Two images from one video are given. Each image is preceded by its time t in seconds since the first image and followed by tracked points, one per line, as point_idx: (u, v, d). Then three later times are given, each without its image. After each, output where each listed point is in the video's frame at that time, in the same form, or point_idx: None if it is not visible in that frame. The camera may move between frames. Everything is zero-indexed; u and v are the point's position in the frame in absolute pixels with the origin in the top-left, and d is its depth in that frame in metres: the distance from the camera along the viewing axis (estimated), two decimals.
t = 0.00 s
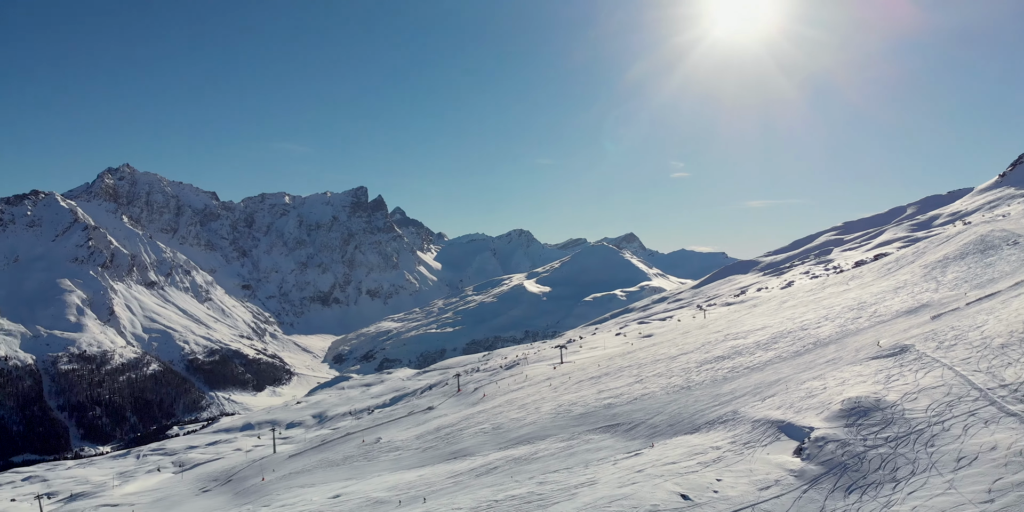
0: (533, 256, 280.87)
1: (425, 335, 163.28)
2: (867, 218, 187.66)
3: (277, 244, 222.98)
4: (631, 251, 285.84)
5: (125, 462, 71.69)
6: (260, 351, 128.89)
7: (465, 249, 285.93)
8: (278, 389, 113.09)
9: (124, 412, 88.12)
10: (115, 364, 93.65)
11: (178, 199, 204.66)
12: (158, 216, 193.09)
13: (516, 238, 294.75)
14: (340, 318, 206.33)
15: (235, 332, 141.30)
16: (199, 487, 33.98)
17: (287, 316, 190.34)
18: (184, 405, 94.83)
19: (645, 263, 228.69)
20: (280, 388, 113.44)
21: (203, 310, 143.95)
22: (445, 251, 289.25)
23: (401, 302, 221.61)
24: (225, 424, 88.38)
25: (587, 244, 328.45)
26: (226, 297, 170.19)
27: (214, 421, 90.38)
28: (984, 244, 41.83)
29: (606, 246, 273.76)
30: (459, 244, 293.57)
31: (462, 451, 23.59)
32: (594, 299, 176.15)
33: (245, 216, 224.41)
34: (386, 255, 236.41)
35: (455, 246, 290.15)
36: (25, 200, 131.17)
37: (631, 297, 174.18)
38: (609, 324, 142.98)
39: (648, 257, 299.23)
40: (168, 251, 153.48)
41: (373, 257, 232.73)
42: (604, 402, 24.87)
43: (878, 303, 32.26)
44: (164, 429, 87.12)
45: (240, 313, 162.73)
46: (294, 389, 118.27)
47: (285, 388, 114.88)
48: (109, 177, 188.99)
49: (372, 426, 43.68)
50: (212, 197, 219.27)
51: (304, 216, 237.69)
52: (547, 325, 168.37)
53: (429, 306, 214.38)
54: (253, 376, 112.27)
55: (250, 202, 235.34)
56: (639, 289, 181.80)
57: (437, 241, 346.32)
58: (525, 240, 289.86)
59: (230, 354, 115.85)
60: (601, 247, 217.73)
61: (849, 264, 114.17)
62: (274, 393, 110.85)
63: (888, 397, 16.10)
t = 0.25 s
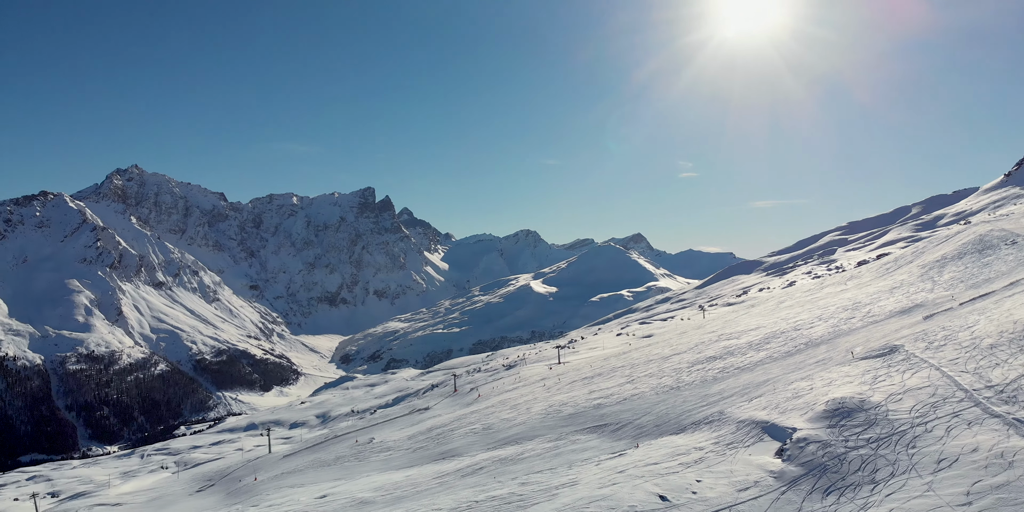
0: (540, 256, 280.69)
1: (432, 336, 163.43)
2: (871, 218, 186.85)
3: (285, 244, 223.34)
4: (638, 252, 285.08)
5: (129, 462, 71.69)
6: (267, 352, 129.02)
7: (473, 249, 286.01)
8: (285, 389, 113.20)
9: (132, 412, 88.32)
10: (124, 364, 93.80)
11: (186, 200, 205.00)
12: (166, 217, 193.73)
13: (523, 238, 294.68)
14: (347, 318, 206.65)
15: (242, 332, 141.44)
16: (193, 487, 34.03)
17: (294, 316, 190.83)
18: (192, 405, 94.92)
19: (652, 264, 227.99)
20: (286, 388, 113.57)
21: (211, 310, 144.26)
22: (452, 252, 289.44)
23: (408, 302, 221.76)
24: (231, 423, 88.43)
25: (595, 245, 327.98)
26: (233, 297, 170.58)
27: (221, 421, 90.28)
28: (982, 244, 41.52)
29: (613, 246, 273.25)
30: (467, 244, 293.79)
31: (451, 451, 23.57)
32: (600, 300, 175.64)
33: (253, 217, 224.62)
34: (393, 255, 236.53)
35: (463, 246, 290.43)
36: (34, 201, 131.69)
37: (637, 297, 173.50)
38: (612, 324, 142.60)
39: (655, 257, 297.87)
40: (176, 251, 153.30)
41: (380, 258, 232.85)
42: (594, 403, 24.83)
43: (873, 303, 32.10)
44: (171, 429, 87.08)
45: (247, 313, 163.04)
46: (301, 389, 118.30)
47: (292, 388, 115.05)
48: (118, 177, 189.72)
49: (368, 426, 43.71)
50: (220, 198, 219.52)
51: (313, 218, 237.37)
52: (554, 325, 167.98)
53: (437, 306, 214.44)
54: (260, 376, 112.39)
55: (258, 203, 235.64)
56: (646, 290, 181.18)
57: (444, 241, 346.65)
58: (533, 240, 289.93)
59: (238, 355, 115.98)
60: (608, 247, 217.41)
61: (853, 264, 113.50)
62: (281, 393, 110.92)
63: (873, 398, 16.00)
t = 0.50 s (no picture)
0: (548, 256, 280.30)
1: (438, 336, 163.51)
2: (875, 218, 185.87)
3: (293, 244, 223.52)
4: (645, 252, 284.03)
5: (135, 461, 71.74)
6: (274, 351, 129.23)
7: (480, 250, 285.88)
8: (291, 388, 113.42)
9: (139, 412, 88.52)
10: (132, 363, 94.09)
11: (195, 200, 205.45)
12: (175, 217, 194.12)
13: (530, 238, 294.40)
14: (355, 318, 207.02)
15: (250, 332, 141.67)
16: (187, 487, 34.10)
17: (302, 316, 191.30)
18: (199, 404, 95.03)
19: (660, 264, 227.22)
20: (293, 388, 113.77)
21: (219, 310, 144.64)
22: (460, 252, 289.52)
23: (415, 302, 221.92)
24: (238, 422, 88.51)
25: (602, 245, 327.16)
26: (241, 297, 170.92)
27: (228, 420, 90.19)
28: (980, 244, 41.11)
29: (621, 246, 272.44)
30: (474, 244, 293.76)
31: (439, 451, 23.58)
32: (607, 300, 175.03)
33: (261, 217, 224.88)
34: (400, 255, 236.83)
35: (471, 246, 290.50)
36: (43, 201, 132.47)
37: (644, 297, 172.81)
38: (614, 324, 142.00)
39: (662, 257, 296.76)
40: (183, 250, 153.40)
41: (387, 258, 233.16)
42: (583, 403, 24.78)
43: (866, 303, 31.90)
44: (178, 429, 87.06)
45: (255, 313, 163.37)
46: (309, 389, 118.41)
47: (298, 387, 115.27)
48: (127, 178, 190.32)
49: (364, 426, 43.74)
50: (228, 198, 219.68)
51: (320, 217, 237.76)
52: (561, 325, 167.53)
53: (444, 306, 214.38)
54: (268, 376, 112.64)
55: (266, 203, 236.13)
56: (654, 290, 180.54)
57: (451, 241, 346.67)
58: (540, 240, 289.70)
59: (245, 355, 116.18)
60: (616, 247, 216.89)
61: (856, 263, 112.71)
62: (288, 393, 111.06)
63: (857, 398, 15.90)
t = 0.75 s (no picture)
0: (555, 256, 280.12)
1: (445, 336, 163.78)
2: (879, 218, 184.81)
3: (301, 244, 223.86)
4: (652, 251, 283.30)
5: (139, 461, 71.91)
6: (281, 351, 129.52)
7: (488, 250, 286.02)
8: (298, 388, 113.73)
9: (147, 411, 88.78)
10: (140, 363, 94.53)
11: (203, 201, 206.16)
12: (183, 217, 194.64)
13: (537, 239, 294.37)
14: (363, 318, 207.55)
15: (257, 332, 142.08)
16: (180, 486, 34.29)
17: (310, 316, 191.89)
18: (207, 404, 95.27)
19: (667, 264, 226.57)
20: (301, 388, 114.07)
21: (227, 310, 145.15)
22: (468, 252, 289.84)
23: (422, 302, 222.19)
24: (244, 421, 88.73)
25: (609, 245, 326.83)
26: (249, 296, 171.46)
27: (235, 419, 90.19)
28: (980, 243, 40.77)
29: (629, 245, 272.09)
30: (482, 245, 293.99)
31: (428, 452, 23.57)
32: (614, 300, 174.62)
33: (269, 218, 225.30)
34: (408, 256, 237.25)
35: (478, 246, 290.75)
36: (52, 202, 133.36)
37: (651, 296, 172.25)
38: (616, 324, 141.61)
39: (670, 257, 295.83)
40: (191, 251, 154.02)
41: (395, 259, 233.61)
42: (572, 403, 24.74)
43: (860, 303, 31.66)
44: (185, 428, 87.10)
45: (263, 313, 163.88)
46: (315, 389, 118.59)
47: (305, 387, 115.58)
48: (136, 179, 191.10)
49: (359, 426, 43.81)
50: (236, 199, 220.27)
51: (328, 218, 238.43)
52: (569, 325, 167.25)
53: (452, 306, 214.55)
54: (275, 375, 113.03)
55: (274, 204, 236.77)
56: (661, 290, 180.08)
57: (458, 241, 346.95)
58: (547, 240, 289.73)
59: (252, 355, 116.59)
60: (622, 247, 216.64)
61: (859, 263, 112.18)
62: (295, 393, 111.29)
63: (842, 399, 15.79)
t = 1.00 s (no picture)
0: (562, 256, 279.74)
1: (451, 336, 163.89)
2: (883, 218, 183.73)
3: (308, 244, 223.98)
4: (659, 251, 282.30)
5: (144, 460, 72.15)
6: (289, 351, 129.73)
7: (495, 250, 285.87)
8: (305, 388, 113.91)
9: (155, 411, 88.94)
10: (147, 363, 94.83)
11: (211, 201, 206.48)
12: (191, 218, 194.77)
13: (544, 239, 294.08)
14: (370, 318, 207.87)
15: (265, 332, 142.44)
16: (174, 486, 34.47)
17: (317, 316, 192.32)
18: (214, 404, 95.37)
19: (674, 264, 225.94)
20: (308, 387, 114.30)
21: (234, 310, 145.60)
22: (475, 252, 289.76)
23: (430, 302, 222.29)
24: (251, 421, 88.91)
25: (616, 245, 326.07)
26: (256, 296, 171.87)
27: (241, 419, 90.16)
28: (980, 242, 40.41)
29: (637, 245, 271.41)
30: (489, 245, 293.97)
31: (417, 452, 23.58)
32: (620, 300, 174.17)
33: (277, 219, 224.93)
34: (415, 256, 237.32)
35: (485, 246, 290.89)
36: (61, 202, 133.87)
37: (658, 296, 171.65)
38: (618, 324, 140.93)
39: (677, 257, 294.84)
40: (199, 251, 154.62)
41: (402, 259, 234.00)
42: (562, 403, 24.68)
43: (854, 303, 31.49)
44: (192, 428, 87.16)
45: (271, 313, 164.23)
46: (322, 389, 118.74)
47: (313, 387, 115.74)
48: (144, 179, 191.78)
49: (356, 426, 43.91)
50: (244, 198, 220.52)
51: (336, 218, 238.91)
52: (576, 325, 166.92)
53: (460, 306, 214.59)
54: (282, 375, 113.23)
55: (282, 204, 237.17)
56: (668, 290, 179.52)
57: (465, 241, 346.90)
58: (554, 240, 289.39)
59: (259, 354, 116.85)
60: (629, 247, 216.21)
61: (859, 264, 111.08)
62: (302, 393, 111.44)
63: (825, 399, 15.71)
